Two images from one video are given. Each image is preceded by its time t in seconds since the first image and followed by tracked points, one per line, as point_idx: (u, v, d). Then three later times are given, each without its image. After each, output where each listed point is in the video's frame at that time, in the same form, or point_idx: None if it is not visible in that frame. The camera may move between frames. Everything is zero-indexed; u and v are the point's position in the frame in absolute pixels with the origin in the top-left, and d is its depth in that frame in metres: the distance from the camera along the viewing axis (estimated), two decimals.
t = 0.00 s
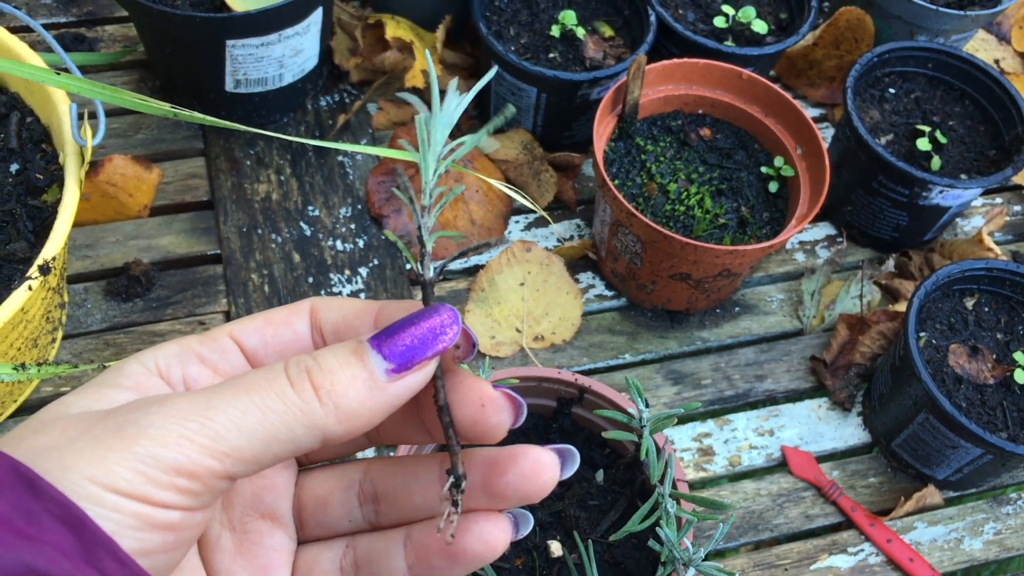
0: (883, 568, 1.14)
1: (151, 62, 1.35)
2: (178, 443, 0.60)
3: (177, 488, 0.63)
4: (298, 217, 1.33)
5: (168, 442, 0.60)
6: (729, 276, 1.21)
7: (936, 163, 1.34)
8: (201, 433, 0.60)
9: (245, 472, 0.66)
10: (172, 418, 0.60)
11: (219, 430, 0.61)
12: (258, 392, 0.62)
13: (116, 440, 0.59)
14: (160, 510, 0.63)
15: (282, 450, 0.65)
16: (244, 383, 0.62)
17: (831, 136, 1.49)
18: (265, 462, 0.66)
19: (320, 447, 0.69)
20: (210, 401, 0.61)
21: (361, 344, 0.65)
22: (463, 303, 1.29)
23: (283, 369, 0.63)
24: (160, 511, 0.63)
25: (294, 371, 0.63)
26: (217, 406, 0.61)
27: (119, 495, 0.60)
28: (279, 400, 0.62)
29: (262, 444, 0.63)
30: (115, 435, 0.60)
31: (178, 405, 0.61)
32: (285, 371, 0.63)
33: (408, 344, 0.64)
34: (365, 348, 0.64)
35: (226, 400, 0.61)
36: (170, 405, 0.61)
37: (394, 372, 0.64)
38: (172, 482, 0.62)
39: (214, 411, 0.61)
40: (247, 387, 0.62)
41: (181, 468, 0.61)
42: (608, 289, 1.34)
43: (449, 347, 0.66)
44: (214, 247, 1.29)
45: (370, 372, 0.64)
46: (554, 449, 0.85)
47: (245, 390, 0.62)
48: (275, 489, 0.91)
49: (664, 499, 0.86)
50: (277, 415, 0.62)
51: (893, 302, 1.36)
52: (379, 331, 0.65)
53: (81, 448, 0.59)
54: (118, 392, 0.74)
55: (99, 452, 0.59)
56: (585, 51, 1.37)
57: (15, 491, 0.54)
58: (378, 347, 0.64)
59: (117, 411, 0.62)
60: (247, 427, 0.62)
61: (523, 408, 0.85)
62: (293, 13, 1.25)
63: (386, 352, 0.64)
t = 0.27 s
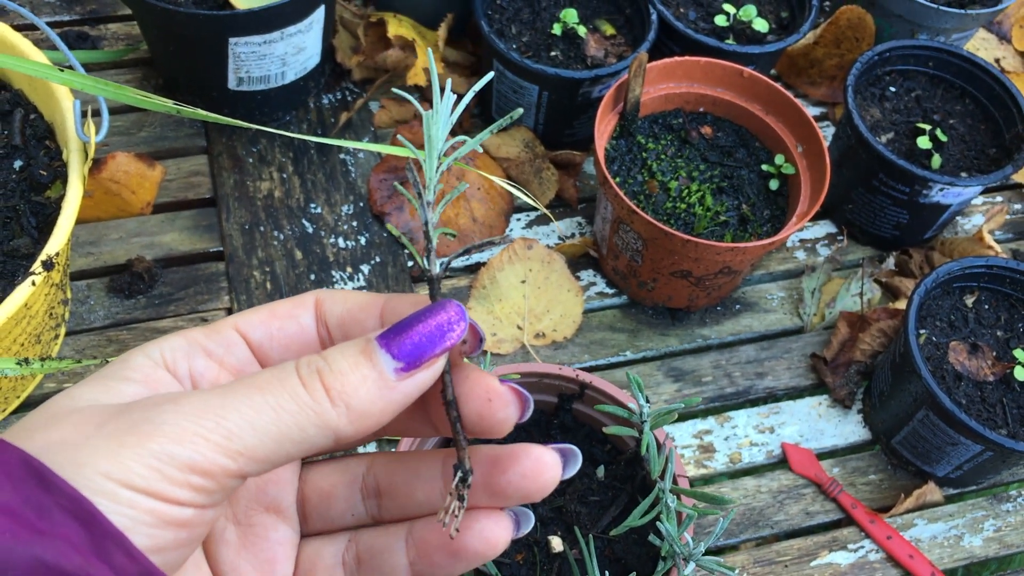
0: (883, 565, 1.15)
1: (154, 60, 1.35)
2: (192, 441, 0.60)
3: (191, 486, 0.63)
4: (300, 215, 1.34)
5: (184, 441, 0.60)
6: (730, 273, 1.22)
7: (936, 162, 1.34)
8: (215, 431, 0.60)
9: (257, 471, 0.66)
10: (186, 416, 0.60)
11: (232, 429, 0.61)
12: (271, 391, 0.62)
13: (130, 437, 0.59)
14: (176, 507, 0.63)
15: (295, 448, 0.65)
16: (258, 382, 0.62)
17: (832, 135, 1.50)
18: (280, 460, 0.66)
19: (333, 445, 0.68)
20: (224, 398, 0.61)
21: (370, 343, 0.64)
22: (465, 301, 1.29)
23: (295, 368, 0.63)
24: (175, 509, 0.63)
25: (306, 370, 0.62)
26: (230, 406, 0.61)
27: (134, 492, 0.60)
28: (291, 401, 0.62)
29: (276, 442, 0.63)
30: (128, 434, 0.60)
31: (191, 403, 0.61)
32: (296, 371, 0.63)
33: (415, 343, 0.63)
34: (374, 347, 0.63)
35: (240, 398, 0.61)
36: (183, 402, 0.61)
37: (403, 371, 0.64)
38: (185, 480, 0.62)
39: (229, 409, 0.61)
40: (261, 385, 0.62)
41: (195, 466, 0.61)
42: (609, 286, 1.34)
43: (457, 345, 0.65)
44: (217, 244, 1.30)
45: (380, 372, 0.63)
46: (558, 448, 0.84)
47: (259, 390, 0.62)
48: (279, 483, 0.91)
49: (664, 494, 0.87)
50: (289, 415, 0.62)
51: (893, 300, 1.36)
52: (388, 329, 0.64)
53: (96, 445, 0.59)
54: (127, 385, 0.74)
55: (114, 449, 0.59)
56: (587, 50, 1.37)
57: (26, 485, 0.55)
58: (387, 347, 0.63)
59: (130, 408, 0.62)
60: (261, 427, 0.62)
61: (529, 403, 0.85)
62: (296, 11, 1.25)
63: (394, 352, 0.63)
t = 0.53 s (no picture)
0: (884, 566, 1.14)
1: (154, 59, 1.35)
2: (227, 459, 0.58)
3: (224, 503, 0.61)
4: (301, 214, 1.33)
5: (218, 459, 0.58)
6: (730, 273, 1.21)
7: (938, 162, 1.34)
8: (247, 449, 0.58)
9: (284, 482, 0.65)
10: (220, 433, 0.58)
11: (265, 446, 0.59)
12: (301, 405, 0.59)
13: (163, 454, 0.57)
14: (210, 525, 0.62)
15: (323, 461, 0.63)
16: (289, 393, 0.59)
17: (834, 135, 1.49)
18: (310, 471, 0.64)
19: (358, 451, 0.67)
20: (255, 411, 0.59)
21: (396, 351, 0.61)
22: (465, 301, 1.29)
23: (321, 377, 0.60)
24: (208, 527, 0.62)
25: (333, 381, 0.60)
26: (261, 421, 0.58)
27: (170, 512, 0.58)
28: (322, 416, 0.59)
29: (310, 457, 0.61)
30: (161, 451, 0.57)
31: (223, 417, 0.58)
32: (322, 381, 0.60)
33: (442, 350, 0.61)
34: (401, 355, 0.61)
35: (270, 413, 0.59)
36: (218, 411, 0.59)
37: (431, 381, 0.61)
38: (220, 498, 0.60)
39: (259, 424, 0.58)
40: (290, 397, 0.59)
41: (230, 484, 0.60)
42: (610, 286, 1.34)
43: (483, 348, 0.63)
44: (217, 243, 1.29)
45: (408, 381, 0.61)
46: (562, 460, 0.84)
47: (288, 403, 0.59)
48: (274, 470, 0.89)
49: (665, 494, 0.86)
50: (321, 430, 0.60)
51: (894, 301, 1.36)
52: (411, 334, 0.61)
53: (125, 462, 0.57)
54: (135, 378, 0.71)
55: (145, 465, 0.57)
56: (588, 49, 1.37)
57: (46, 494, 0.54)
58: (413, 355, 0.61)
59: (158, 417, 0.60)
60: (293, 443, 0.59)
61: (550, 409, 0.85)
62: (297, 10, 1.25)
63: (422, 361, 0.60)
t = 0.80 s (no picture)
0: (885, 566, 1.15)
1: (158, 57, 1.35)
2: (244, 447, 0.59)
3: (242, 492, 0.62)
4: (304, 213, 1.34)
5: (235, 446, 0.58)
6: (732, 273, 1.22)
7: (940, 163, 1.33)
8: (265, 436, 0.59)
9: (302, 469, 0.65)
10: (237, 420, 0.58)
11: (283, 433, 0.59)
12: (318, 391, 0.59)
13: (180, 443, 0.58)
14: (229, 512, 0.63)
15: (340, 447, 0.63)
16: (307, 379, 0.59)
17: (835, 135, 1.50)
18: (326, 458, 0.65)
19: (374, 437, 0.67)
20: (271, 397, 0.59)
21: (413, 336, 0.61)
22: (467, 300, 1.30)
23: (338, 362, 0.60)
24: (225, 514, 0.63)
25: (350, 368, 0.60)
26: (278, 408, 0.59)
27: (188, 501, 0.59)
28: (339, 402, 0.59)
29: (327, 444, 0.62)
30: (178, 438, 0.58)
31: (239, 403, 0.59)
32: (339, 367, 0.60)
33: (460, 336, 0.61)
34: (418, 341, 0.60)
35: (286, 399, 0.59)
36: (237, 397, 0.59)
37: (448, 367, 0.61)
38: (238, 485, 0.61)
39: (275, 411, 0.59)
40: (308, 382, 0.59)
41: (247, 473, 0.60)
42: (612, 286, 1.34)
43: (502, 332, 0.63)
44: (220, 242, 1.30)
45: (425, 367, 0.61)
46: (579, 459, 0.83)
47: (305, 389, 0.59)
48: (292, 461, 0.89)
49: (666, 493, 0.87)
50: (337, 416, 0.60)
51: (896, 301, 1.36)
52: (428, 319, 0.61)
53: (140, 450, 0.57)
54: (148, 363, 0.71)
55: (163, 453, 0.57)
56: (591, 49, 1.38)
57: (64, 485, 0.54)
58: (430, 341, 0.60)
59: (176, 403, 0.60)
60: (309, 429, 0.60)
61: (565, 397, 0.85)
62: (300, 9, 1.25)
63: (440, 347, 0.60)
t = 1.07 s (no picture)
0: (887, 568, 1.14)
1: (161, 55, 1.35)
2: (243, 436, 0.59)
3: (241, 482, 0.62)
4: (306, 211, 1.33)
5: (233, 435, 0.58)
6: (735, 274, 1.21)
7: (944, 164, 1.33)
8: (264, 425, 0.59)
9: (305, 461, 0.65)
10: (235, 409, 0.58)
11: (283, 422, 0.59)
12: (318, 378, 0.59)
13: (177, 432, 0.58)
14: (227, 503, 0.63)
15: (343, 437, 0.63)
16: (308, 368, 0.59)
17: (839, 136, 1.49)
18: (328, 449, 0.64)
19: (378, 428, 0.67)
20: (271, 386, 0.59)
21: (417, 323, 0.60)
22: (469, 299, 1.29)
23: (340, 351, 0.60)
24: (224, 505, 0.63)
25: (352, 355, 0.59)
26: (277, 396, 0.58)
27: (184, 491, 0.59)
28: (341, 390, 0.59)
29: (329, 434, 0.62)
30: (174, 427, 0.58)
31: (238, 392, 0.59)
32: (341, 355, 0.59)
33: (464, 323, 0.61)
34: (422, 328, 0.60)
35: (286, 387, 0.59)
36: (236, 385, 0.59)
37: (453, 354, 0.61)
38: (236, 475, 0.61)
39: (275, 399, 0.58)
40: (309, 370, 0.59)
41: (245, 462, 0.60)
42: (614, 286, 1.34)
43: (508, 320, 0.63)
44: (222, 240, 1.29)
45: (429, 356, 0.60)
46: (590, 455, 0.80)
47: (304, 377, 0.59)
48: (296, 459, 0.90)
49: (668, 494, 0.86)
50: (338, 404, 0.59)
51: (899, 302, 1.36)
52: (432, 307, 0.61)
53: (138, 440, 0.57)
54: (148, 356, 0.71)
55: (160, 443, 0.57)
56: (594, 48, 1.37)
57: (63, 478, 0.54)
58: (434, 329, 0.60)
59: (172, 394, 0.60)
60: (309, 418, 0.59)
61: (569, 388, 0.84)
62: (303, 7, 1.25)
63: (444, 334, 0.60)
